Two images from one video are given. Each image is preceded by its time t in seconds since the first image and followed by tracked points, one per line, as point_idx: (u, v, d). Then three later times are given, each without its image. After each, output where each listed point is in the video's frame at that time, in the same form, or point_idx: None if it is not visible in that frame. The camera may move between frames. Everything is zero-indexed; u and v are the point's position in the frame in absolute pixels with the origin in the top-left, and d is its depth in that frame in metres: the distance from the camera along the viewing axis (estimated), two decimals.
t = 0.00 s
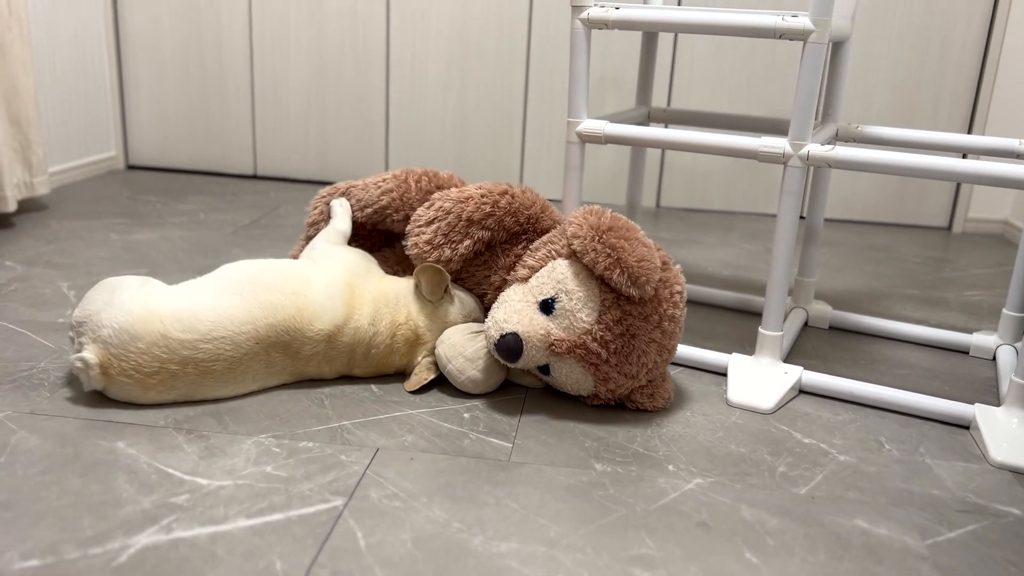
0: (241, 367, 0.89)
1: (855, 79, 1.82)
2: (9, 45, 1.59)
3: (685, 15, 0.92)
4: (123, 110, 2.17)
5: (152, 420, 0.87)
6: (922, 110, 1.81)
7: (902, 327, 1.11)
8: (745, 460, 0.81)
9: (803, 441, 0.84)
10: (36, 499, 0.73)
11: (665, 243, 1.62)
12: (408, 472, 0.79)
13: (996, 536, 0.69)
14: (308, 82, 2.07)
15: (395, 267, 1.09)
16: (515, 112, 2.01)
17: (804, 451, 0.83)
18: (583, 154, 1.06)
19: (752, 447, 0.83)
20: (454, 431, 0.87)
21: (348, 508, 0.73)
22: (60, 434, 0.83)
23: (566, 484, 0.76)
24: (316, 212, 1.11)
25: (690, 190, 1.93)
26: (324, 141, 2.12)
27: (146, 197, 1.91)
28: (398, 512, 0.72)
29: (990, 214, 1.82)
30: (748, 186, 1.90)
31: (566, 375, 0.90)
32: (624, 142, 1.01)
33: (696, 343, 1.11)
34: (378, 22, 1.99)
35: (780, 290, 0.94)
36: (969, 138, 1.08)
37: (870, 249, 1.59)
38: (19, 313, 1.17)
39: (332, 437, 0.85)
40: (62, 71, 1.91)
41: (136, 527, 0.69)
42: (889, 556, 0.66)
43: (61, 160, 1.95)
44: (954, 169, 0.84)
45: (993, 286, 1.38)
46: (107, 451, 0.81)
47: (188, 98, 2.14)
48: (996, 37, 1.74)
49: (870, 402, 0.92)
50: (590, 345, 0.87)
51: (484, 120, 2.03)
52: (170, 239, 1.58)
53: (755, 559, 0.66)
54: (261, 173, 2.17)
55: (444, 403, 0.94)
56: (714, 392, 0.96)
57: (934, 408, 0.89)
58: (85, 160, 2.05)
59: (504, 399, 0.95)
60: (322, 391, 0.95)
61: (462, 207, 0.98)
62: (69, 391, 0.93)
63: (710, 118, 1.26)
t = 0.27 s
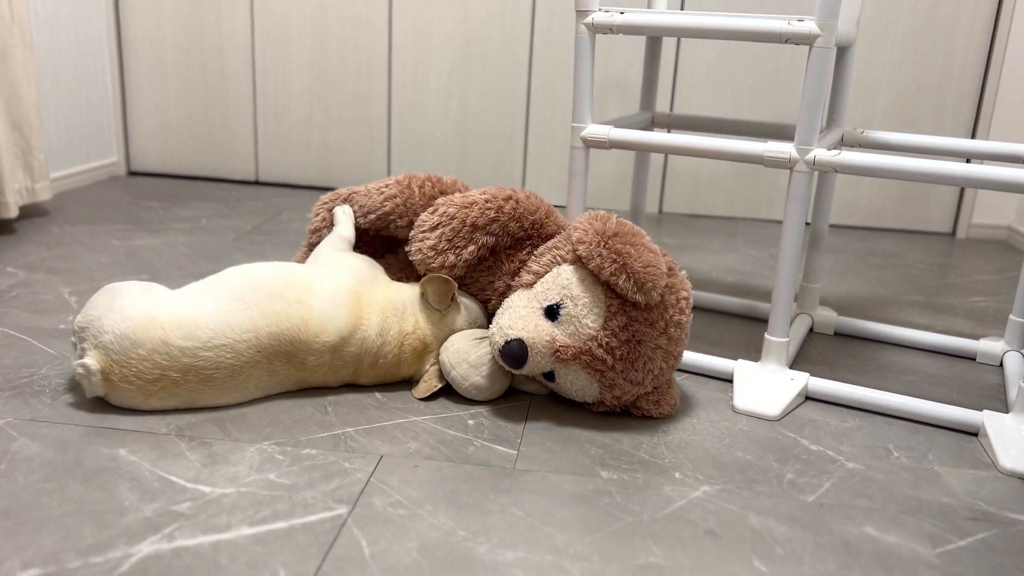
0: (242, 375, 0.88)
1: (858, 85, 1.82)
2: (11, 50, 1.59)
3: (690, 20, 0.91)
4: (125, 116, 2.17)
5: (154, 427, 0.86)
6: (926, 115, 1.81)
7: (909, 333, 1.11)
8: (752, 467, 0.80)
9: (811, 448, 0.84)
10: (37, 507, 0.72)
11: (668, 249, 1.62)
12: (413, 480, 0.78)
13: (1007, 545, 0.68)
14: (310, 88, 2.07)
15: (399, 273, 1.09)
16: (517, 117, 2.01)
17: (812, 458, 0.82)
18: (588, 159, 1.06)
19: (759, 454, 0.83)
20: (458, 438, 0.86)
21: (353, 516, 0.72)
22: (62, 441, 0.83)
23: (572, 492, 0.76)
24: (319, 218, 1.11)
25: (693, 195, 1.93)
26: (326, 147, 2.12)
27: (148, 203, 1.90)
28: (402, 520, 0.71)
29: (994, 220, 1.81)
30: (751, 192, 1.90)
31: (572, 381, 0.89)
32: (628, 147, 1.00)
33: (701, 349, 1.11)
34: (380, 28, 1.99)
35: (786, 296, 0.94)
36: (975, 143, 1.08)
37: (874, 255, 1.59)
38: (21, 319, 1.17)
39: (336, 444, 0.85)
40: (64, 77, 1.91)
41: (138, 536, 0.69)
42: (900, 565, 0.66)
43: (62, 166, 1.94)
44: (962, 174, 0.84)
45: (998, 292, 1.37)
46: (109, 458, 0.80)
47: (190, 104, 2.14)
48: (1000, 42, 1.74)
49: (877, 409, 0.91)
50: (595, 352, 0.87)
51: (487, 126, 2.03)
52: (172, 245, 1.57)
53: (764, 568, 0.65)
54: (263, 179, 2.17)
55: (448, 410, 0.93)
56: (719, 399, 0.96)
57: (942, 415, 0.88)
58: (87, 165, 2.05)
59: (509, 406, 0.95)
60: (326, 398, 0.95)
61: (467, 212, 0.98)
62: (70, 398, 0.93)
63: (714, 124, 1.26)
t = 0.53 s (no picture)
0: (243, 392, 0.87)
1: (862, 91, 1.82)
2: (12, 56, 1.59)
3: (695, 25, 0.91)
4: (127, 122, 2.17)
5: (156, 436, 0.85)
6: (929, 121, 1.81)
7: (915, 339, 1.10)
8: (760, 476, 0.79)
9: (818, 457, 0.83)
10: (37, 517, 0.71)
11: (671, 255, 1.61)
12: (417, 489, 0.77)
13: (1019, 554, 0.68)
14: (313, 94, 2.07)
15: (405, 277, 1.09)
16: (520, 123, 2.00)
17: (819, 466, 0.81)
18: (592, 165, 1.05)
19: (766, 463, 0.82)
20: (463, 446, 0.86)
21: (356, 526, 0.71)
22: (63, 450, 0.82)
23: (578, 501, 0.75)
24: (325, 220, 1.11)
25: (696, 201, 1.92)
26: (328, 153, 2.11)
27: (150, 210, 1.90)
28: (407, 530, 0.71)
29: (999, 225, 1.81)
30: (754, 198, 1.89)
31: (576, 388, 0.88)
32: (633, 153, 1.00)
33: (706, 356, 1.10)
34: (383, 33, 1.99)
35: (792, 303, 0.93)
36: (982, 149, 1.08)
37: (879, 261, 1.59)
38: (22, 327, 1.16)
39: (340, 453, 0.84)
40: (65, 83, 1.91)
41: (140, 546, 0.68)
42: None
43: (63, 173, 1.94)
44: (970, 180, 0.83)
45: (1004, 298, 1.36)
46: (110, 467, 0.79)
47: (192, 110, 2.13)
48: (1004, 48, 1.73)
49: (885, 417, 0.91)
50: (600, 358, 0.86)
51: (489, 132, 2.03)
52: (174, 252, 1.57)
53: None
54: (265, 185, 2.17)
55: (452, 418, 0.93)
56: (726, 406, 0.95)
57: (951, 422, 0.88)
58: (88, 172, 2.04)
59: (513, 413, 0.94)
60: (329, 405, 0.94)
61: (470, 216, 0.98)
62: (71, 406, 0.92)
63: (719, 130, 1.25)
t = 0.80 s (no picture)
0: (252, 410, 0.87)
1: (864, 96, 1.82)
2: (14, 63, 1.59)
3: (699, 30, 0.91)
4: (128, 129, 2.17)
5: (159, 443, 0.85)
6: (932, 125, 1.81)
7: (920, 345, 1.10)
8: (766, 482, 0.79)
9: (824, 463, 0.83)
10: (39, 526, 0.71)
11: (674, 260, 1.61)
12: (421, 496, 0.77)
13: None
14: (315, 100, 2.07)
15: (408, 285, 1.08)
16: (521, 128, 2.00)
17: (826, 473, 0.81)
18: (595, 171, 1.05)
19: (772, 469, 0.81)
20: (467, 453, 0.85)
21: (360, 534, 0.71)
22: (65, 458, 0.82)
23: (584, 509, 0.75)
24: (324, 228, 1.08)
25: (698, 205, 1.92)
26: (330, 159, 2.11)
27: (152, 216, 1.90)
28: (411, 538, 0.70)
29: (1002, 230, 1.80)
30: (757, 202, 1.89)
31: (582, 395, 0.88)
32: (636, 158, 0.99)
33: (710, 362, 1.10)
34: (385, 38, 1.99)
35: (796, 308, 0.93)
36: (986, 154, 1.07)
37: (882, 266, 1.58)
38: (24, 333, 1.16)
39: (343, 460, 0.83)
40: (67, 90, 1.91)
41: (142, 554, 0.67)
42: None
43: (65, 179, 1.94)
44: (975, 184, 0.83)
45: (1009, 303, 1.36)
46: (112, 475, 0.79)
47: (194, 116, 2.14)
48: (1007, 52, 1.73)
49: (891, 423, 0.90)
50: (606, 365, 0.86)
51: (490, 137, 2.03)
52: (176, 258, 1.57)
53: None
54: (267, 191, 2.17)
55: (456, 424, 0.92)
56: (730, 412, 0.94)
57: (958, 428, 0.87)
58: (90, 178, 2.04)
59: (517, 420, 0.94)
60: (332, 412, 0.94)
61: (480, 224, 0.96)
62: (73, 414, 0.91)
63: (722, 134, 1.25)
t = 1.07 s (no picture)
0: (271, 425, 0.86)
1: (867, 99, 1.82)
2: (17, 69, 1.59)
3: (703, 33, 0.91)
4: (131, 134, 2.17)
5: (162, 449, 0.85)
6: (935, 128, 1.81)
7: (925, 348, 1.09)
8: (771, 487, 0.78)
9: (830, 467, 0.82)
10: (42, 532, 0.71)
11: (677, 264, 1.61)
12: (425, 502, 0.77)
13: None
14: (317, 104, 2.07)
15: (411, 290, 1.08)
16: (523, 133, 2.00)
17: (832, 477, 0.80)
18: (599, 174, 1.05)
19: (778, 474, 0.81)
20: (471, 458, 0.85)
21: (365, 539, 0.70)
22: (68, 464, 0.82)
23: (589, 514, 0.74)
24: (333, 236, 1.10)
25: (701, 208, 1.92)
26: (332, 163, 2.11)
27: (155, 221, 1.90)
28: (416, 544, 0.70)
29: (1006, 233, 1.80)
30: (760, 206, 1.89)
31: (575, 394, 0.88)
32: (640, 161, 0.99)
33: (714, 366, 1.09)
34: (387, 43, 2.00)
35: (802, 311, 0.92)
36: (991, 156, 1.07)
37: (886, 269, 1.58)
38: (27, 339, 1.16)
39: (347, 465, 0.83)
40: (70, 95, 1.91)
41: (146, 561, 0.67)
42: None
43: (68, 185, 1.94)
44: (980, 186, 0.83)
45: (1014, 306, 1.36)
46: (116, 481, 0.79)
47: (196, 121, 2.14)
48: (1010, 55, 1.73)
49: (897, 427, 0.90)
50: (597, 363, 0.85)
51: (493, 142, 2.03)
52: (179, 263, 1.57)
53: None
54: (270, 196, 2.17)
55: (460, 429, 0.92)
56: (735, 417, 0.94)
57: (964, 432, 0.87)
58: (93, 183, 2.05)
59: (521, 424, 0.93)
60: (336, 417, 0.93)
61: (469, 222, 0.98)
62: (76, 420, 0.91)
63: (725, 138, 1.25)
